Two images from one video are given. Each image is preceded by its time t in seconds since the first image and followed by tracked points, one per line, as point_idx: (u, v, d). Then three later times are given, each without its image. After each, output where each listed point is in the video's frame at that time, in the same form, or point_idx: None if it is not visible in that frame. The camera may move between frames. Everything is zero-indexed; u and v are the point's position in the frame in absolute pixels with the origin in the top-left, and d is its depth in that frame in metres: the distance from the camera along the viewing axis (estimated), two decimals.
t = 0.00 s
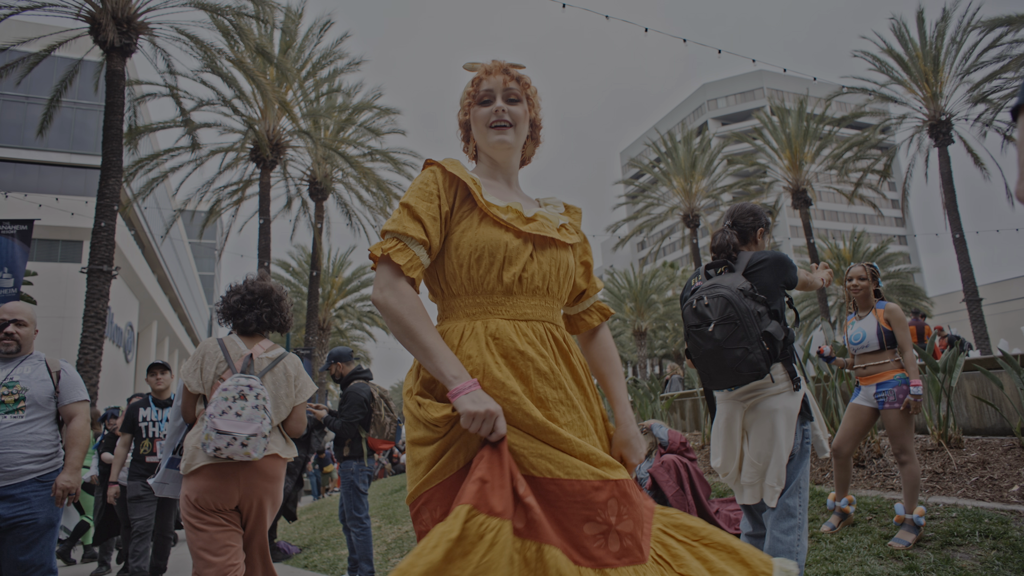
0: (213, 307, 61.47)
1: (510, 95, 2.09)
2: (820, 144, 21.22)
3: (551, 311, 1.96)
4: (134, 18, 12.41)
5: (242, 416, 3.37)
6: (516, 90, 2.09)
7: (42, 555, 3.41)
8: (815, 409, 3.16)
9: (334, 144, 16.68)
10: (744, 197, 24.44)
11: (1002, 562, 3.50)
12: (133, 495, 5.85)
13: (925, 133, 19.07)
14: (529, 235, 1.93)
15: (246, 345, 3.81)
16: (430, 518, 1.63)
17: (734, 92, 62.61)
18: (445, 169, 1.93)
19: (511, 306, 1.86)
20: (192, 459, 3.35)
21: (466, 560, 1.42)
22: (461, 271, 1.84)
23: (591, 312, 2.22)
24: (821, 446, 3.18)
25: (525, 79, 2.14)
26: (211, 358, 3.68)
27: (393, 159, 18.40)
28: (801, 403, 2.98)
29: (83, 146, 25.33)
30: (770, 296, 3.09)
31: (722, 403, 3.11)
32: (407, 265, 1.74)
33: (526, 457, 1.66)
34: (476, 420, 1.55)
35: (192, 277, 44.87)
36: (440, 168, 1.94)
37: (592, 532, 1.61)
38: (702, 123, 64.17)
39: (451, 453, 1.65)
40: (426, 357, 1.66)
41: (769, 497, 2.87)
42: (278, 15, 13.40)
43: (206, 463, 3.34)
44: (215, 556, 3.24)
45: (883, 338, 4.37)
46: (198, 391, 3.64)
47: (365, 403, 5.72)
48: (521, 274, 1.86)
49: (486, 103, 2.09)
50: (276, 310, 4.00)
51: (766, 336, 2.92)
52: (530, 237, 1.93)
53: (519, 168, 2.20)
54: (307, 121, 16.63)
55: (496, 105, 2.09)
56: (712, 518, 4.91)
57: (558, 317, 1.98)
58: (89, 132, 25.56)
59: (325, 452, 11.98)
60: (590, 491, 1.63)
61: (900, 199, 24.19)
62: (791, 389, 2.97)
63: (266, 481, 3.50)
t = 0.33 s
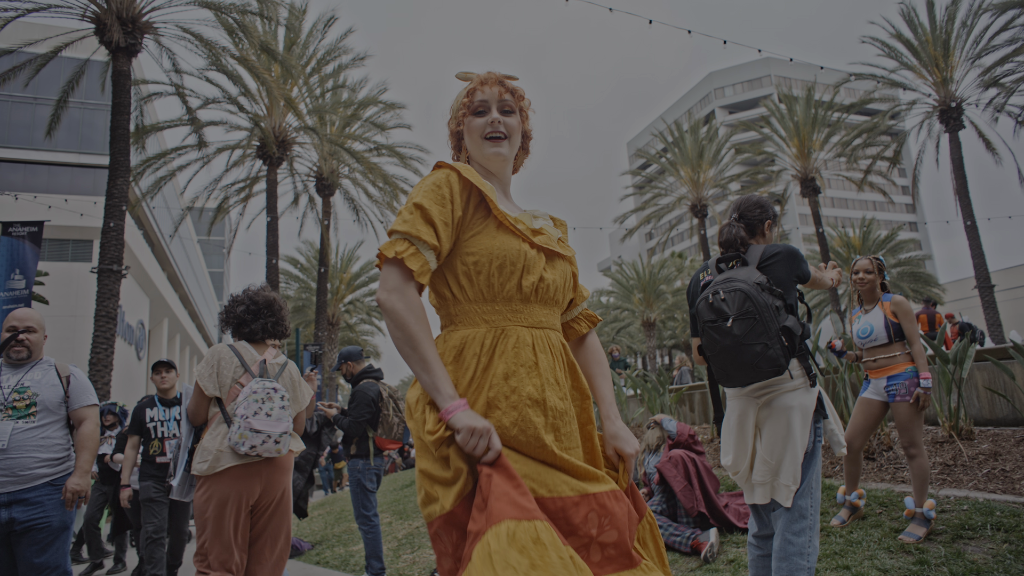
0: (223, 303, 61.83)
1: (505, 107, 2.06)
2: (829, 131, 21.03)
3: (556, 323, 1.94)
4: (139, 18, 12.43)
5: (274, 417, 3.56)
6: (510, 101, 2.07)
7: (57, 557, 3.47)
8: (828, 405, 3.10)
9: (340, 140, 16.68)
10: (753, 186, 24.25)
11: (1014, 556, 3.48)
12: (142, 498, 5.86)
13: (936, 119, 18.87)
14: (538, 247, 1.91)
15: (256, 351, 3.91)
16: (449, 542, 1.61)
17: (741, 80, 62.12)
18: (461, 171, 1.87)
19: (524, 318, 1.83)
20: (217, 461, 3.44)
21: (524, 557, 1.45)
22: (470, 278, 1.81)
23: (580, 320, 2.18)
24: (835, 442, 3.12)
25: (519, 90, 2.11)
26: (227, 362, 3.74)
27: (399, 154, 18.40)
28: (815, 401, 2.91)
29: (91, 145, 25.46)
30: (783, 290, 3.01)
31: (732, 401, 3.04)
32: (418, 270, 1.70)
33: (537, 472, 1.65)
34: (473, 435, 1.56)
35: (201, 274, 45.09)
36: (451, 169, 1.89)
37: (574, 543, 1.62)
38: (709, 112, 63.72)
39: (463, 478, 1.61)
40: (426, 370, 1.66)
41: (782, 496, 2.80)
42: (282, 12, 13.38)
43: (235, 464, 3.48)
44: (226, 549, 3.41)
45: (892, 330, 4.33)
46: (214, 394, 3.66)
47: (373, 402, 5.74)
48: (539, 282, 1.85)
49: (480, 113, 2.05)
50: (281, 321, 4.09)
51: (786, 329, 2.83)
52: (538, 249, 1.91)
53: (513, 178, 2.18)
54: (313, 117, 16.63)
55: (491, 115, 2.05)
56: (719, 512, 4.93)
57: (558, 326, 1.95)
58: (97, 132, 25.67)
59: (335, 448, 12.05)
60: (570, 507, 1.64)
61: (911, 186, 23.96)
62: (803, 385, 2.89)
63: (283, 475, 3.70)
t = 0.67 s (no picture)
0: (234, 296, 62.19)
1: (509, 119, 2.08)
2: (840, 115, 20.79)
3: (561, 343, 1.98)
4: (145, 13, 12.43)
5: (293, 413, 3.70)
6: (514, 114, 2.09)
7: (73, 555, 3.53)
8: (841, 401, 3.08)
9: (348, 133, 16.67)
10: (763, 172, 24.06)
11: None
12: (156, 494, 5.93)
13: (949, 101, 18.62)
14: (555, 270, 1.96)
15: (261, 354, 4.02)
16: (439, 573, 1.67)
17: (751, 65, 61.49)
18: (496, 190, 1.87)
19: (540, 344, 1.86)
20: (229, 456, 3.49)
21: None
22: (501, 296, 1.82)
23: (585, 315, 2.16)
24: (844, 439, 3.11)
25: (521, 103, 2.13)
26: (239, 366, 3.80)
27: (407, 145, 18.37)
28: (828, 396, 2.90)
29: (101, 141, 25.59)
30: (796, 283, 3.00)
31: (744, 396, 3.03)
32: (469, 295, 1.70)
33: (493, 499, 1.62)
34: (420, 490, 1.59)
35: (212, 267, 45.31)
36: (485, 184, 1.89)
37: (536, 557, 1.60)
38: (719, 98, 63.17)
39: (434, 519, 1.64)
40: (446, 404, 1.65)
41: (795, 494, 2.79)
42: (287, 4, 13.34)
43: (250, 458, 3.54)
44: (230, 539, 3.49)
45: (904, 321, 4.30)
46: (226, 394, 3.70)
47: (383, 397, 5.78)
48: (558, 307, 1.91)
49: (484, 126, 2.06)
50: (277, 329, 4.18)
51: (799, 323, 2.82)
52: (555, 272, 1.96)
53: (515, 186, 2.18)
54: (320, 109, 16.62)
55: (496, 127, 2.07)
56: (730, 504, 4.94)
57: (562, 339, 1.96)
58: (107, 128, 25.77)
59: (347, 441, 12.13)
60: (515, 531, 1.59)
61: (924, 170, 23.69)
62: (816, 379, 2.87)
63: (285, 469, 3.76)
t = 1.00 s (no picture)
0: (240, 290, 62.42)
1: (506, 114, 2.06)
2: (847, 103, 20.62)
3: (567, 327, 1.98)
4: (148, 9, 12.42)
5: (285, 418, 3.71)
6: (511, 108, 2.07)
7: (83, 553, 3.57)
8: (847, 399, 3.06)
9: (352, 126, 16.67)
10: (769, 162, 23.93)
11: None
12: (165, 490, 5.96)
13: (958, 88, 18.44)
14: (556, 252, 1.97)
15: (252, 360, 4.03)
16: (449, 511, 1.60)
17: (756, 54, 61.01)
18: (495, 180, 1.86)
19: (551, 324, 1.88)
20: (220, 458, 3.53)
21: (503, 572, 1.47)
22: (510, 284, 1.82)
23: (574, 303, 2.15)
24: (850, 438, 3.08)
25: (519, 98, 2.11)
26: (232, 372, 3.83)
27: (411, 138, 18.35)
28: (834, 394, 2.88)
29: (106, 136, 25.66)
30: (802, 280, 2.97)
31: (749, 394, 3.03)
32: (463, 271, 1.66)
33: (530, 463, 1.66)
34: (494, 433, 1.60)
35: (218, 261, 45.46)
36: (483, 176, 1.88)
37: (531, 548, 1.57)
38: (724, 87, 62.72)
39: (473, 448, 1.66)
40: (483, 365, 1.64)
41: (802, 493, 2.78)
42: None
43: (242, 459, 3.58)
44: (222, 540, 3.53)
45: (910, 316, 4.28)
46: (219, 400, 3.73)
47: (387, 394, 5.82)
48: (561, 291, 1.92)
49: (481, 120, 2.05)
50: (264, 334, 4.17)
51: (803, 321, 2.80)
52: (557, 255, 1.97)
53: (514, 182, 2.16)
54: (324, 103, 16.60)
55: (493, 123, 2.05)
56: (736, 499, 4.96)
57: (567, 325, 1.97)
58: (112, 124, 25.82)
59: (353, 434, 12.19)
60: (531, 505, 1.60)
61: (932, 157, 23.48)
62: (822, 376, 2.86)
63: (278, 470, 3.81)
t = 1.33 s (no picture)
0: (258, 273, 63.00)
1: (512, 110, 2.06)
2: (869, 79, 20.19)
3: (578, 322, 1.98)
4: None
5: (282, 408, 3.77)
6: (517, 105, 2.06)
7: (109, 535, 3.65)
8: (864, 385, 3.03)
9: (366, 108, 16.62)
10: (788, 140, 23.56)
11: None
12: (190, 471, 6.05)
13: (985, 62, 17.96)
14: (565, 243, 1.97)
15: (252, 353, 4.07)
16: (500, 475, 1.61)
17: (775, 29, 59.78)
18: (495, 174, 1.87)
19: (558, 313, 1.87)
20: (223, 445, 3.65)
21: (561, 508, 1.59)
22: (518, 273, 1.82)
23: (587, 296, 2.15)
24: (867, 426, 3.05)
25: (525, 94, 2.10)
26: (233, 365, 3.87)
27: (425, 120, 18.28)
28: (850, 383, 2.86)
29: (124, 122, 25.85)
30: (817, 268, 2.93)
31: (764, 382, 3.02)
32: (459, 254, 1.66)
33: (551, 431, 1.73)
34: (518, 396, 1.63)
35: (235, 244, 45.82)
36: (483, 176, 1.89)
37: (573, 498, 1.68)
38: (742, 64, 61.64)
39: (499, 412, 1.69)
40: (493, 334, 1.65)
41: (816, 482, 2.77)
42: None
43: (243, 447, 3.68)
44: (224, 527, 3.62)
45: (930, 299, 4.21)
46: (222, 393, 3.79)
47: (405, 377, 5.89)
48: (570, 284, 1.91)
49: (487, 117, 2.04)
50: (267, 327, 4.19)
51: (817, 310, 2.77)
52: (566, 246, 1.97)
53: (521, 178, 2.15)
54: (338, 86, 16.56)
55: (499, 119, 2.04)
56: (752, 482, 4.96)
57: (578, 320, 1.99)
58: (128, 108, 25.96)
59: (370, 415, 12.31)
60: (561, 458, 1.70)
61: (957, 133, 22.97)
62: (838, 365, 2.83)
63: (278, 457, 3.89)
